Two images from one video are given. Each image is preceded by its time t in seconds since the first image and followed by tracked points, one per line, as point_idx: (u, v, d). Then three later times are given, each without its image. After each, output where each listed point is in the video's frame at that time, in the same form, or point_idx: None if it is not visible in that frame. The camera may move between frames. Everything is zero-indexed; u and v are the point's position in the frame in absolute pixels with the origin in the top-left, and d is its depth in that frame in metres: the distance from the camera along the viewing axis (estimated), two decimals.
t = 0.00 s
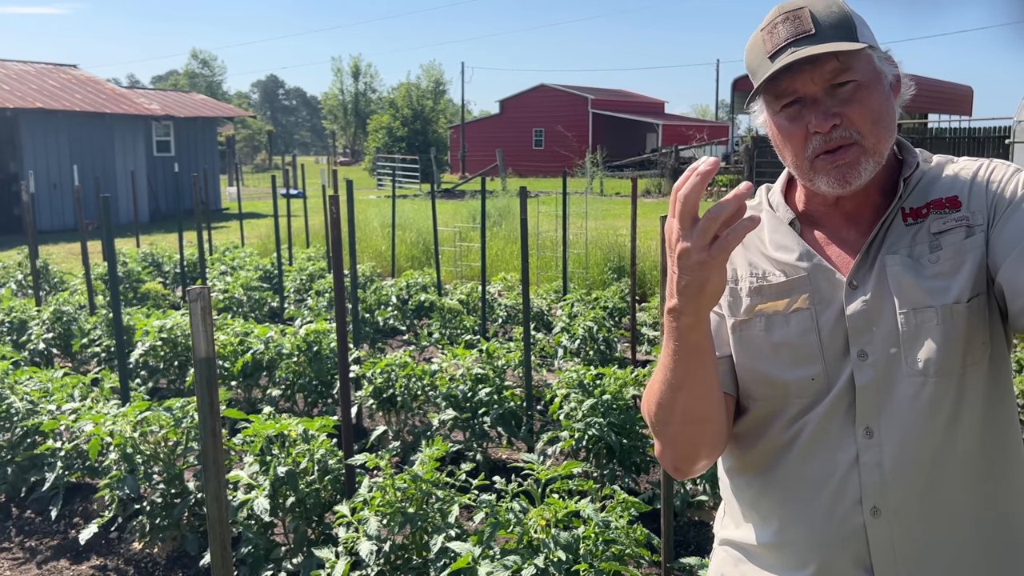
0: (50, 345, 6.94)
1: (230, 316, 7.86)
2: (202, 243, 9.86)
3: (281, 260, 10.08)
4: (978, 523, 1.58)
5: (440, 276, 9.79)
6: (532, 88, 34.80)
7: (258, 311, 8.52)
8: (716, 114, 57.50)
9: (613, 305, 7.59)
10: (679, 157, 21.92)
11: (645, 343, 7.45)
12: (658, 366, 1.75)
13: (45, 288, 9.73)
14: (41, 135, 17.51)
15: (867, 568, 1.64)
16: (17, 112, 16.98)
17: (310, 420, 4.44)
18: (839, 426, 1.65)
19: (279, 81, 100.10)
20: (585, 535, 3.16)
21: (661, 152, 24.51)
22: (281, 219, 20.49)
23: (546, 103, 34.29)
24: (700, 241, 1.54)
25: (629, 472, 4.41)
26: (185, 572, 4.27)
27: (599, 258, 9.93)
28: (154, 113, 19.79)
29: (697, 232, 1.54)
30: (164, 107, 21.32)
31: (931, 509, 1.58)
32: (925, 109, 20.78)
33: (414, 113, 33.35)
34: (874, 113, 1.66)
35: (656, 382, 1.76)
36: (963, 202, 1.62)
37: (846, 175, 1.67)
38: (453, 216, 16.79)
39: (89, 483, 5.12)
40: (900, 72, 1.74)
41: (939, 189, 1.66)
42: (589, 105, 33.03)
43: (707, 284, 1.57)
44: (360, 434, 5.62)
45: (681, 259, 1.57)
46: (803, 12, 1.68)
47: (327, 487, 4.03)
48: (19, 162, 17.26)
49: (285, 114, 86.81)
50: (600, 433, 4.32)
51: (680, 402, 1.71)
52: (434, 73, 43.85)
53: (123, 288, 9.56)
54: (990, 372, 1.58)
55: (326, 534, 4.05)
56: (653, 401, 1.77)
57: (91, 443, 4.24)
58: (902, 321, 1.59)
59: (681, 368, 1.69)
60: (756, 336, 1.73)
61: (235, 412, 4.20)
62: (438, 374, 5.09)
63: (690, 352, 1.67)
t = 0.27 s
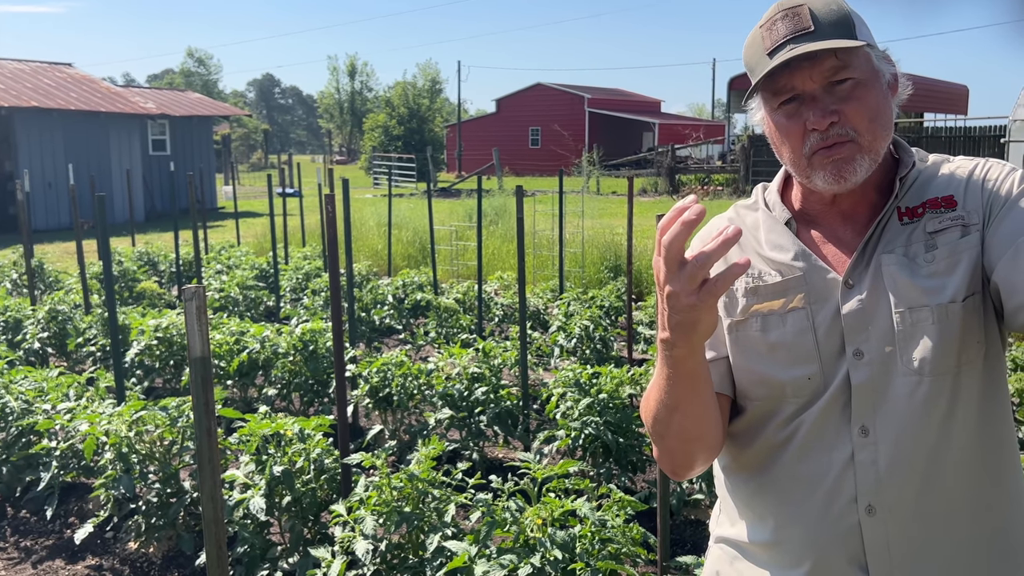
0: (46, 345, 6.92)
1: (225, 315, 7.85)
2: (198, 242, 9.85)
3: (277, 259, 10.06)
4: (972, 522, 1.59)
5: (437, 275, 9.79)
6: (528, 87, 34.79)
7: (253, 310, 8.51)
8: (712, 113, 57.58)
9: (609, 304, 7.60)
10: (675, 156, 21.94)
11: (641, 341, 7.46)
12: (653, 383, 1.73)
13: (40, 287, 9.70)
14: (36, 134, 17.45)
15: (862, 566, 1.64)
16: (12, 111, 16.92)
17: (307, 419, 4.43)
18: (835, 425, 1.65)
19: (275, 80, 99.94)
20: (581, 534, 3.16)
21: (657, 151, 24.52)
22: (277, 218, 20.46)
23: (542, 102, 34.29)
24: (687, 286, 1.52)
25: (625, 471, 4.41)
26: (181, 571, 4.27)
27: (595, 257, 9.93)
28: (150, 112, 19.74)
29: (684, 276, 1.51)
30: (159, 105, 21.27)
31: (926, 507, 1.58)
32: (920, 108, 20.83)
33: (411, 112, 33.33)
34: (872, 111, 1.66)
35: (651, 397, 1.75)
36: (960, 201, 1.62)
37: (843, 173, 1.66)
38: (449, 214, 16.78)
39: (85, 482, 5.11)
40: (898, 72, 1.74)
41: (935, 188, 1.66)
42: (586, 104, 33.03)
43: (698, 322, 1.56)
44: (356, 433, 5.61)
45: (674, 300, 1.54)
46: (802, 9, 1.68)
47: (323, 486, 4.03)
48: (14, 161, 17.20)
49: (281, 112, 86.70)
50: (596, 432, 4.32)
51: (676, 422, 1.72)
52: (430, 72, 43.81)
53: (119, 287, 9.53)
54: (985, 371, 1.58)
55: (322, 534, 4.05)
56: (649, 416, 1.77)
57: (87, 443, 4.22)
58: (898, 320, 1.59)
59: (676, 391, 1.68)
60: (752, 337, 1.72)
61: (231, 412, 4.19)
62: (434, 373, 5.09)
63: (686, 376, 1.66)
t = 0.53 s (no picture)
0: (41, 344, 6.90)
1: (221, 314, 7.84)
2: (194, 241, 9.83)
3: (273, 258, 10.04)
4: (968, 522, 1.59)
5: (433, 274, 9.78)
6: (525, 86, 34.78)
7: (250, 309, 8.49)
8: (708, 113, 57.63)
9: (606, 303, 7.60)
10: (672, 155, 21.95)
11: (638, 340, 7.47)
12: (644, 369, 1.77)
13: (35, 286, 9.67)
14: (32, 132, 17.40)
15: (859, 565, 1.64)
16: (7, 110, 16.88)
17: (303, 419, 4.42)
18: (830, 424, 1.65)
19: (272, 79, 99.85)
20: (578, 533, 3.16)
21: (653, 150, 24.53)
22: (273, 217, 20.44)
23: (539, 101, 34.29)
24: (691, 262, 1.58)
25: (621, 470, 4.41)
26: (177, 570, 4.26)
27: (592, 256, 9.93)
28: (146, 110, 19.70)
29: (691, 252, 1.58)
30: (155, 104, 21.23)
31: (922, 505, 1.58)
32: (917, 107, 20.87)
33: (407, 111, 33.31)
34: (868, 110, 1.66)
35: (641, 383, 1.77)
36: (954, 201, 1.62)
37: (839, 172, 1.66)
38: (446, 213, 16.78)
39: (80, 482, 5.10)
40: (892, 71, 1.74)
41: (930, 187, 1.66)
42: (582, 103, 33.03)
43: (692, 304, 1.59)
44: (353, 432, 5.61)
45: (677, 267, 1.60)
46: (797, 9, 1.68)
47: (319, 485, 4.03)
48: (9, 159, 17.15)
49: (277, 111, 86.59)
50: (592, 431, 4.32)
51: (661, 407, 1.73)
52: (426, 70, 43.78)
53: (114, 286, 9.50)
54: (981, 369, 1.59)
55: (319, 533, 4.04)
56: (637, 404, 1.79)
57: (82, 442, 4.21)
58: (892, 318, 1.59)
59: (664, 374, 1.71)
60: (746, 336, 1.73)
61: (227, 411, 4.18)
62: (430, 372, 5.09)
63: (676, 360, 1.68)
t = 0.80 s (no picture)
0: (38, 344, 6.89)
1: (218, 313, 7.83)
2: (191, 240, 9.82)
3: (270, 257, 10.03)
4: (960, 521, 1.59)
5: (430, 274, 9.77)
6: (523, 85, 34.78)
7: (247, 309, 8.48)
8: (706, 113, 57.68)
9: (603, 302, 7.60)
10: (670, 155, 21.96)
11: (635, 339, 7.47)
12: (656, 405, 1.72)
13: (32, 285, 9.65)
14: (29, 131, 17.37)
15: (851, 564, 1.64)
16: (4, 109, 16.85)
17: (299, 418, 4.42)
18: (825, 423, 1.65)
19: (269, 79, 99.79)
20: (574, 532, 3.16)
21: (651, 149, 24.53)
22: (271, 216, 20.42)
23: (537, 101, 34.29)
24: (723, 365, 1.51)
25: (618, 469, 4.41)
26: (173, 570, 4.26)
27: (589, 255, 9.93)
28: (143, 109, 19.67)
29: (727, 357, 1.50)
30: (152, 103, 21.20)
31: (914, 504, 1.58)
32: (914, 106, 20.89)
33: (405, 110, 33.29)
34: (875, 101, 1.67)
35: (649, 414, 1.73)
36: (947, 199, 1.62)
37: (856, 161, 1.65)
38: (443, 212, 16.77)
39: (77, 481, 5.10)
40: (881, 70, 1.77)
41: (923, 186, 1.67)
42: (580, 102, 33.03)
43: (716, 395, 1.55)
44: (350, 431, 5.61)
45: (710, 356, 1.53)
46: (797, 4, 1.68)
47: (316, 484, 4.03)
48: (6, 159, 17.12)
49: (275, 111, 86.54)
50: (589, 430, 4.32)
51: (665, 446, 1.72)
52: (424, 70, 43.76)
53: (111, 286, 9.49)
54: (973, 367, 1.59)
55: (315, 532, 4.04)
56: (640, 428, 1.76)
57: (79, 441, 4.21)
58: (886, 316, 1.60)
59: (675, 422, 1.68)
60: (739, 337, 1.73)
61: (223, 411, 4.18)
62: (427, 371, 5.09)
63: (692, 414, 1.65)
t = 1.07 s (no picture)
0: (36, 343, 6.89)
1: (217, 313, 7.83)
2: (190, 239, 9.81)
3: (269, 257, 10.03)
4: (955, 519, 1.60)
5: (429, 273, 9.77)
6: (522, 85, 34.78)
7: (245, 308, 8.49)
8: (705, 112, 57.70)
9: (602, 302, 7.61)
10: (669, 155, 21.97)
11: (633, 339, 7.48)
12: (655, 406, 1.72)
13: (31, 284, 9.65)
14: (27, 131, 17.36)
15: (848, 563, 1.64)
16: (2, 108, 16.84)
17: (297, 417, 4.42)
18: (821, 423, 1.65)
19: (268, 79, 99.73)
20: (572, 532, 3.17)
21: (650, 149, 24.54)
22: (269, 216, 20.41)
23: (536, 100, 34.29)
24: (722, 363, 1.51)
25: (617, 469, 4.40)
26: (172, 569, 4.26)
27: (588, 255, 9.93)
28: (142, 109, 19.65)
29: (727, 357, 1.49)
30: (151, 103, 21.19)
31: (910, 504, 1.59)
32: (913, 106, 20.91)
33: (404, 110, 33.29)
34: (863, 106, 1.67)
35: (648, 415, 1.74)
36: (941, 199, 1.62)
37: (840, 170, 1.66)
38: (443, 212, 16.77)
39: (75, 481, 5.10)
40: (878, 70, 1.76)
41: (918, 186, 1.67)
42: (579, 102, 33.04)
43: (717, 394, 1.55)
44: (348, 431, 5.61)
45: (707, 356, 1.52)
46: (788, 8, 1.68)
47: (314, 484, 4.04)
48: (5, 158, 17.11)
49: (274, 110, 86.51)
50: (587, 430, 4.32)
51: (665, 449, 1.73)
52: (423, 69, 43.75)
53: (109, 285, 9.49)
54: (969, 366, 1.59)
55: (313, 532, 4.04)
56: (640, 429, 1.77)
57: (77, 441, 4.21)
58: (881, 317, 1.60)
59: (675, 425, 1.68)
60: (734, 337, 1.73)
61: (222, 410, 4.18)
62: (426, 371, 5.10)
63: (690, 415, 1.65)
